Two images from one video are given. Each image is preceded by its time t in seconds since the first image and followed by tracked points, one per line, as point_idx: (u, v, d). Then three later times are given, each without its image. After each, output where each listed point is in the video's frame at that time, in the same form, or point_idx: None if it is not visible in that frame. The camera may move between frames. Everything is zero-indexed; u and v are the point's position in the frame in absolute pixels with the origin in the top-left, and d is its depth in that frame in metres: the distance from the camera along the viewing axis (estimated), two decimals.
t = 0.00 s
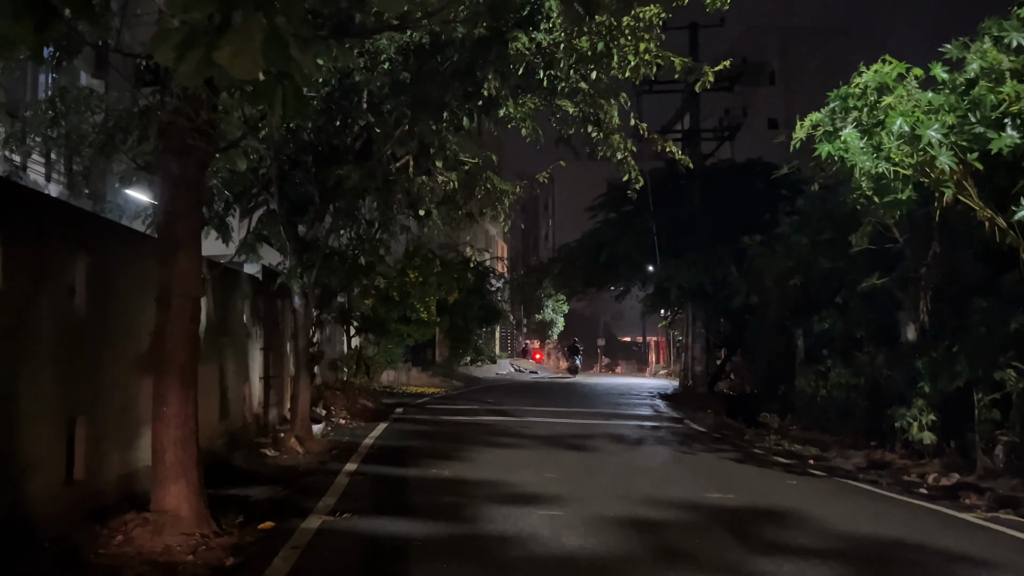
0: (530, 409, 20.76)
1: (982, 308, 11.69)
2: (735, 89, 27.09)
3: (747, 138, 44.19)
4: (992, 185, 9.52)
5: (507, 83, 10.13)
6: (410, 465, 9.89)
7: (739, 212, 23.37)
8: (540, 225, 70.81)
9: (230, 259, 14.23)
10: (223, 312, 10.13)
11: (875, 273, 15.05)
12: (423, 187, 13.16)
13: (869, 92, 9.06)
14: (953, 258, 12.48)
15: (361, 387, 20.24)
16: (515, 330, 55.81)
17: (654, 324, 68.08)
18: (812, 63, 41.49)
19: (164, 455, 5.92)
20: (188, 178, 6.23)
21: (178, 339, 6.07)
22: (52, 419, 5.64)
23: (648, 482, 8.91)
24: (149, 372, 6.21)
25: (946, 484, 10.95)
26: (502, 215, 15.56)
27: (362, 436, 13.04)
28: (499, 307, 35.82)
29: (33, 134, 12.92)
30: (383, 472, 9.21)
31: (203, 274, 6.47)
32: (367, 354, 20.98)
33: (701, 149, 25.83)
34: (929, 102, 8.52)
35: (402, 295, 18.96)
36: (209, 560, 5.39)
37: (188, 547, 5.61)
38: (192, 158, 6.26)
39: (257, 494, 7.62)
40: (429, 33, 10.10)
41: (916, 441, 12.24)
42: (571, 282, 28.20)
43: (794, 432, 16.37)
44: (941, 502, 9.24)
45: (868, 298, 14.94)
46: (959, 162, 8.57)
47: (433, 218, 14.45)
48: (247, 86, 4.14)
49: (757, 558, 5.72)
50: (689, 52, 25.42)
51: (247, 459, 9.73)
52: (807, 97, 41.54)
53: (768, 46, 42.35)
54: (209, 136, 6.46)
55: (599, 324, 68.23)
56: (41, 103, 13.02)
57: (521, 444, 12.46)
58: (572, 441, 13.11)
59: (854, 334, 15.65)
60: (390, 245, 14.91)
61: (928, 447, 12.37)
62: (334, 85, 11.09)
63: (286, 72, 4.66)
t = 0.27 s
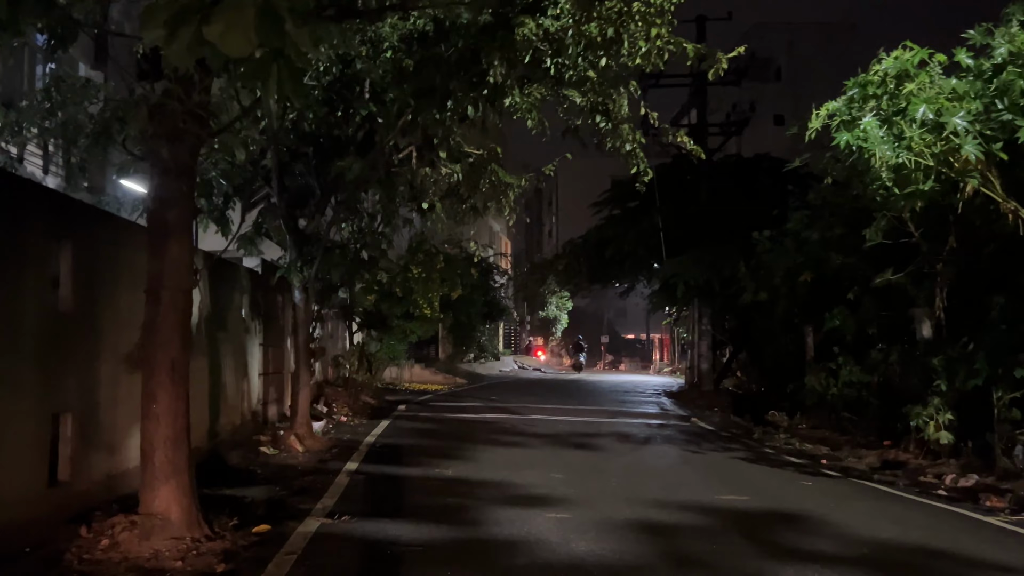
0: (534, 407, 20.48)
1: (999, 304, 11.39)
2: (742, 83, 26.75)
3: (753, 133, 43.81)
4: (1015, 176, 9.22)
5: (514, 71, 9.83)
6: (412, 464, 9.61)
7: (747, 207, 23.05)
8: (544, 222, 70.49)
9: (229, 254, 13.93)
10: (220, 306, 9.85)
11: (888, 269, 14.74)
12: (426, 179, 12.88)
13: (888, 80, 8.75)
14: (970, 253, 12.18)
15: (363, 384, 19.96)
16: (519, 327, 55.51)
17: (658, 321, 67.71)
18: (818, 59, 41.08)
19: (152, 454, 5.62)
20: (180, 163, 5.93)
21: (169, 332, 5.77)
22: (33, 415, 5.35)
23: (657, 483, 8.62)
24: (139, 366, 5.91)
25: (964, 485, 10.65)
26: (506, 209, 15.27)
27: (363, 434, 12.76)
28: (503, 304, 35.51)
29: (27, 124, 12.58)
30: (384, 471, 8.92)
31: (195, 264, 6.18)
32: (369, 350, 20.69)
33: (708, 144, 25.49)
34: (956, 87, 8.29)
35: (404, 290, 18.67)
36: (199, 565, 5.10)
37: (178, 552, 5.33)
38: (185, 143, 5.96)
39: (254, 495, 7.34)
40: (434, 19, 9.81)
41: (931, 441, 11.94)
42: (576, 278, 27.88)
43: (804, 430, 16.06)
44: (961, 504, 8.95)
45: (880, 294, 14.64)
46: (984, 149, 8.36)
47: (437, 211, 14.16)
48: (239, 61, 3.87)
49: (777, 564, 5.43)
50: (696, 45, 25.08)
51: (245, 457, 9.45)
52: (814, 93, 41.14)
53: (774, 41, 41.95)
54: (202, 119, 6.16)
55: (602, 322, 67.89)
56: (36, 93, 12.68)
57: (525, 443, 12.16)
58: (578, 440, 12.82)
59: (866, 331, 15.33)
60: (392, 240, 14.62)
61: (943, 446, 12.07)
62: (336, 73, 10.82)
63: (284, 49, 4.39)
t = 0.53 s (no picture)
0: (539, 405, 20.13)
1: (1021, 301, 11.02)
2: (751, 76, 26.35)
3: (759, 129, 43.37)
4: None
5: (523, 58, 9.48)
6: (416, 465, 9.27)
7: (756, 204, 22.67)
8: (547, 218, 70.09)
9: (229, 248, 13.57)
10: (216, 302, 9.51)
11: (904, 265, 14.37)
12: (431, 171, 12.53)
13: (914, 67, 8.38)
14: (991, 248, 11.82)
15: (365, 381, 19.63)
16: (522, 324, 55.14)
17: (662, 319, 67.27)
18: (825, 54, 40.66)
19: (141, 458, 5.28)
20: (171, 149, 5.58)
21: (158, 329, 5.42)
22: (14, 417, 5.00)
23: (672, 486, 8.27)
24: (128, 365, 5.56)
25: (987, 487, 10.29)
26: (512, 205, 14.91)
27: (366, 433, 12.42)
28: (506, 301, 35.15)
29: (20, 114, 12.17)
30: (386, 473, 8.57)
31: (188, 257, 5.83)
32: (372, 348, 20.34)
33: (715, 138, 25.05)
34: (985, 74, 7.93)
35: (407, 287, 18.32)
36: None
37: (169, 563, 4.99)
38: (178, 126, 5.61)
39: (252, 498, 7.01)
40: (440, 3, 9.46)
41: (951, 442, 11.59)
42: (581, 275, 27.51)
43: (816, 430, 15.71)
44: (988, 508, 8.59)
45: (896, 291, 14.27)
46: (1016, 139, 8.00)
47: (441, 205, 13.82)
48: (231, 32, 3.53)
49: None
50: (704, 38, 24.66)
51: (243, 459, 9.11)
52: (820, 88, 40.71)
53: (780, 36, 41.49)
54: (194, 103, 5.80)
55: (606, 319, 67.53)
56: (29, 81, 12.25)
57: (533, 443, 11.82)
58: (587, 440, 12.47)
59: (881, 329, 14.97)
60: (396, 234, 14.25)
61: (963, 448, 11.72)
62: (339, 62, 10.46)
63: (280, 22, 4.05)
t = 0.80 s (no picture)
0: (542, 404, 19.80)
1: None
2: (757, 70, 25.98)
3: (764, 124, 42.97)
4: None
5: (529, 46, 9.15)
6: (418, 468, 8.95)
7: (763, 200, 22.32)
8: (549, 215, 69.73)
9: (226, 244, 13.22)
10: (211, 298, 9.18)
11: (917, 261, 14.04)
12: (434, 165, 12.20)
13: (938, 56, 8.03)
14: (1010, 244, 11.49)
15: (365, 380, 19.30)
16: (524, 321, 54.81)
17: (664, 317, 66.93)
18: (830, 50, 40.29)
19: (128, 464, 4.95)
20: (160, 136, 5.25)
21: (146, 328, 5.10)
22: None
23: (684, 491, 7.95)
24: (114, 365, 5.24)
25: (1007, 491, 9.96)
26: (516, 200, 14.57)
27: (366, 434, 12.09)
28: (508, 299, 34.82)
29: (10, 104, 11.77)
30: (387, 477, 8.25)
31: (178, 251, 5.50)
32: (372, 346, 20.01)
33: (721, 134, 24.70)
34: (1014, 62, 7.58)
35: (409, 284, 17.99)
36: None
37: None
38: (166, 112, 5.27)
39: (247, 505, 6.69)
40: None
41: (969, 444, 11.26)
42: (584, 272, 27.17)
43: (826, 430, 15.38)
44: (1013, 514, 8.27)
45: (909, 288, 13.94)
46: None
47: (444, 200, 13.48)
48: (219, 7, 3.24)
49: None
50: (710, 31, 24.28)
51: (239, 461, 8.79)
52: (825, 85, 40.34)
53: (784, 32, 41.10)
54: (184, 88, 5.46)
55: (607, 317, 67.21)
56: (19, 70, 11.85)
57: (539, 444, 11.49)
58: (593, 441, 12.15)
59: (893, 327, 14.64)
60: (397, 229, 13.92)
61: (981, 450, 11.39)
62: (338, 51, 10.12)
63: None
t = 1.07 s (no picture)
0: (543, 402, 19.45)
1: None
2: (761, 63, 25.64)
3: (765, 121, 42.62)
4: None
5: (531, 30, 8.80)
6: (416, 469, 8.60)
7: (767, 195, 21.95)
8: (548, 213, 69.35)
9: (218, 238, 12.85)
10: (200, 292, 8.82)
11: (929, 255, 13.69)
12: (432, 156, 11.84)
13: (959, 38, 7.68)
14: None
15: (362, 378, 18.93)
16: (524, 319, 54.43)
17: (664, 315, 66.57)
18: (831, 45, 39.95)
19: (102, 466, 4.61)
20: (138, 115, 4.90)
21: (122, 319, 4.74)
22: None
23: (693, 492, 7.61)
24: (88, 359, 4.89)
25: None
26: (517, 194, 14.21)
27: (363, 433, 11.74)
28: (508, 296, 34.44)
29: None
30: (384, 478, 7.90)
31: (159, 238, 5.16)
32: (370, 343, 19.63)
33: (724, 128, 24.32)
34: None
35: (407, 280, 17.63)
36: None
37: None
38: (143, 89, 4.92)
39: (234, 509, 6.33)
40: None
41: (985, 442, 10.91)
42: (586, 268, 26.82)
43: (835, 428, 15.02)
44: None
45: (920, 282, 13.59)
46: None
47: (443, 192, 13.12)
48: None
49: None
50: (713, 24, 23.90)
51: (229, 462, 8.44)
52: (826, 81, 40.01)
53: (786, 28, 40.74)
54: (164, 63, 5.11)
55: (607, 315, 66.86)
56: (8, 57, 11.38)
57: (540, 444, 11.14)
58: (597, 440, 11.78)
59: (903, 323, 14.28)
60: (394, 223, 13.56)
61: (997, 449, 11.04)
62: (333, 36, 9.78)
63: None
